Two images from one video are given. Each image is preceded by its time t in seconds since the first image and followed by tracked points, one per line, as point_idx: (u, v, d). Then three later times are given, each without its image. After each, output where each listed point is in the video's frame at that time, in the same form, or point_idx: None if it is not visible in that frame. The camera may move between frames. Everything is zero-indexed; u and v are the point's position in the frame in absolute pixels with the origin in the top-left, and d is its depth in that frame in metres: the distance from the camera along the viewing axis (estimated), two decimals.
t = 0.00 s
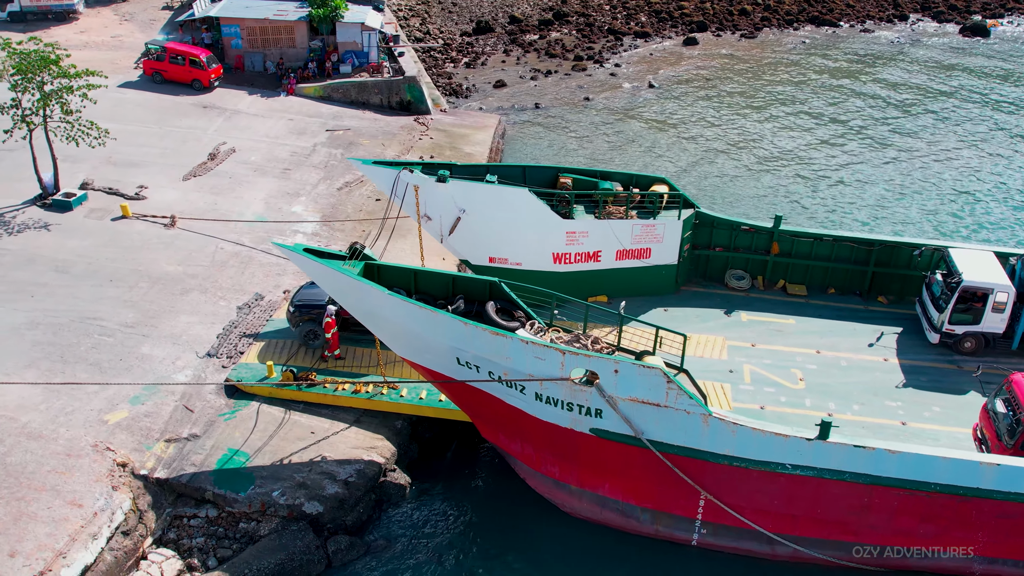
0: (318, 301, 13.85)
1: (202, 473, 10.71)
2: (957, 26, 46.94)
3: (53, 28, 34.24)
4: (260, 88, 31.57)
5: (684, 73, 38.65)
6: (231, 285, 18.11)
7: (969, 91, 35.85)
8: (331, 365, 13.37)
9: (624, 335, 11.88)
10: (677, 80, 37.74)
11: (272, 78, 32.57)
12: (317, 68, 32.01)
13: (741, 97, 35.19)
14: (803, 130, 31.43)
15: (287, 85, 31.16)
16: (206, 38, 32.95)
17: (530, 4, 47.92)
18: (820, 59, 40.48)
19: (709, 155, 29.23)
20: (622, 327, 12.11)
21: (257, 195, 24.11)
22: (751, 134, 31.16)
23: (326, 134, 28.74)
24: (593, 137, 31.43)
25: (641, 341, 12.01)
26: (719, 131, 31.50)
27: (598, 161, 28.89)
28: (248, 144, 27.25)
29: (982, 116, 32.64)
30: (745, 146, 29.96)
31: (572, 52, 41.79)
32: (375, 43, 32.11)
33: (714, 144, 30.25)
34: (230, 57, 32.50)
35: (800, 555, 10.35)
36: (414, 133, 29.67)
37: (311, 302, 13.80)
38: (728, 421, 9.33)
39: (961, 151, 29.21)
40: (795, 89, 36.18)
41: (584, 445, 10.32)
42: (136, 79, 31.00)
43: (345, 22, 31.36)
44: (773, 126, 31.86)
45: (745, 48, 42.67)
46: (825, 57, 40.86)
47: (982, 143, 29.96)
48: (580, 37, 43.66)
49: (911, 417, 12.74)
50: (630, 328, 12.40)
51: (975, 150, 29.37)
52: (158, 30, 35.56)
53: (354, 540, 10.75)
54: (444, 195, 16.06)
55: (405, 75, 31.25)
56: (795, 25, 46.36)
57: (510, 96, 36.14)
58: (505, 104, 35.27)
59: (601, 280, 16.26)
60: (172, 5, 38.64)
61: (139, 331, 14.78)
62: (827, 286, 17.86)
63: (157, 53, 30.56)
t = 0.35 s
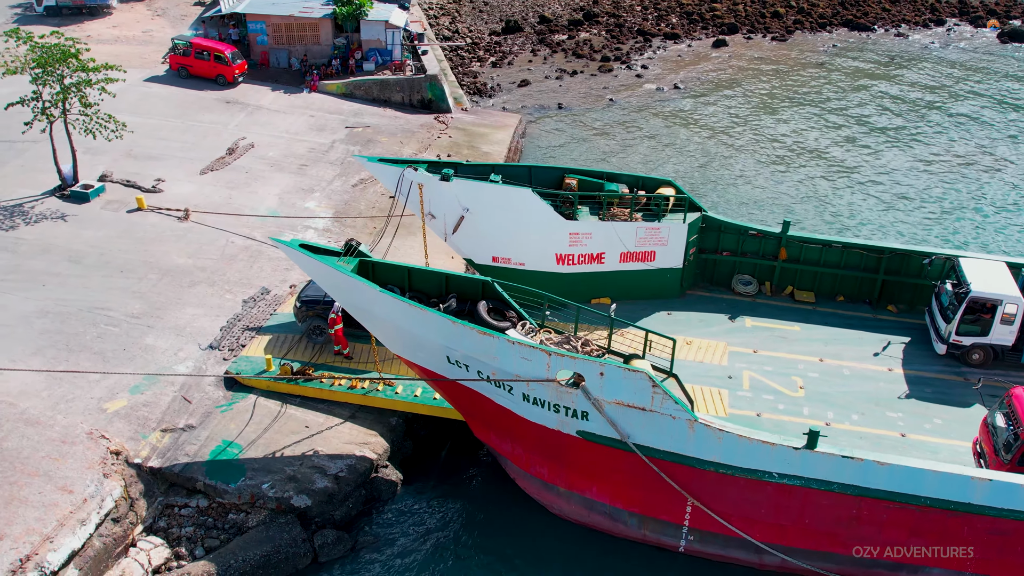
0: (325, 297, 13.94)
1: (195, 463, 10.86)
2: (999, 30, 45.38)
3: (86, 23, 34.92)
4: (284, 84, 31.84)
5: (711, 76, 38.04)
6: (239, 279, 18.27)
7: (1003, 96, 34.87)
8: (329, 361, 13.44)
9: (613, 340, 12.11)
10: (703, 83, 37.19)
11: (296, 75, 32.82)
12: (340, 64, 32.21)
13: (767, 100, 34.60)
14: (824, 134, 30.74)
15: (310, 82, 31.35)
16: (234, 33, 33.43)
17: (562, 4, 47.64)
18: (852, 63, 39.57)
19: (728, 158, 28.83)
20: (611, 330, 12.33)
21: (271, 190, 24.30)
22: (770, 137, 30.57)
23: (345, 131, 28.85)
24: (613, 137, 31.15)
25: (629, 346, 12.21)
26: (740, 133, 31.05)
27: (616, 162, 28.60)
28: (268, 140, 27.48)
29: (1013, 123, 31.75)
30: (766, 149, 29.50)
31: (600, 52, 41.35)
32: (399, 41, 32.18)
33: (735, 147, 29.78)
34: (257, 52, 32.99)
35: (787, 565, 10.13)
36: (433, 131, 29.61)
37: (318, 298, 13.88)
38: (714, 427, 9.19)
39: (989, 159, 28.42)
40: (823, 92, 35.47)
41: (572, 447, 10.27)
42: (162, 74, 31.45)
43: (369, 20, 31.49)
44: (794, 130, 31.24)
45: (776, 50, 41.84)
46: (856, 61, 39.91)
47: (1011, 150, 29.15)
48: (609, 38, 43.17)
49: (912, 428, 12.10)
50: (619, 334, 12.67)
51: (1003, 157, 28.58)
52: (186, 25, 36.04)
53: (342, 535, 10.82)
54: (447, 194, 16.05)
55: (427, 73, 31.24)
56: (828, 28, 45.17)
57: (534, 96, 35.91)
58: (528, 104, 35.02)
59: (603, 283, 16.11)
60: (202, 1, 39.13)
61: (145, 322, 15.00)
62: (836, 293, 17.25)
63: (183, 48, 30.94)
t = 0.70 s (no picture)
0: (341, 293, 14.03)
1: (193, 453, 11.03)
2: None
3: (122, 16, 35.64)
4: (312, 80, 32.15)
5: (743, 78, 37.44)
6: (252, 272, 18.44)
7: None
8: (333, 355, 13.53)
9: (610, 341, 12.05)
10: (734, 85, 36.62)
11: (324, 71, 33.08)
12: (368, 61, 32.44)
13: (798, 103, 33.98)
14: (852, 138, 30.00)
15: (337, 78, 31.61)
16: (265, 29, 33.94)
17: (597, 5, 47.43)
18: (888, 67, 38.64)
19: (753, 159, 28.36)
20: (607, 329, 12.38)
21: (291, 184, 24.50)
22: (796, 140, 29.97)
23: (369, 127, 28.97)
24: (638, 137, 30.83)
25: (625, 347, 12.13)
26: (767, 135, 30.54)
27: (638, 163, 28.32)
28: (292, 135, 27.73)
29: None
30: (792, 151, 28.96)
31: (632, 53, 40.98)
32: (426, 39, 32.29)
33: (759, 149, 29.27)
34: (286, 49, 33.17)
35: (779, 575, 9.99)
36: (456, 129, 29.57)
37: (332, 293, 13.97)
38: (703, 433, 9.10)
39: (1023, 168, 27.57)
40: (855, 95, 34.69)
41: (564, 448, 10.25)
42: (191, 67, 31.92)
43: (397, 18, 31.60)
44: (822, 134, 30.56)
45: (811, 53, 40.99)
46: (893, 64, 38.96)
47: None
48: (642, 39, 42.78)
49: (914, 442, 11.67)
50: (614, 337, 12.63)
51: None
52: (219, 21, 36.55)
53: (334, 528, 10.88)
54: (455, 192, 16.03)
55: (453, 71, 31.30)
56: (866, 32, 44.06)
57: (561, 95, 35.71)
58: (555, 103, 34.79)
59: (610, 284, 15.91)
60: None
61: (156, 313, 15.24)
62: (849, 301, 16.39)
63: (213, 43, 31.37)
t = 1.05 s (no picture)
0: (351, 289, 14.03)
1: (192, 443, 11.19)
2: None
3: (156, 12, 36.27)
4: (338, 77, 32.36)
5: (772, 80, 36.77)
6: (264, 266, 18.57)
7: None
8: (336, 351, 13.59)
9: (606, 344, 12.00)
10: (763, 87, 36.00)
11: (350, 68, 33.31)
12: (394, 59, 32.51)
13: (827, 106, 33.31)
14: (880, 142, 29.39)
15: (362, 76, 31.81)
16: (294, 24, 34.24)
17: (630, 6, 47.19)
18: (924, 71, 37.68)
19: (776, 162, 27.83)
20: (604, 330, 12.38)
21: (309, 180, 24.60)
22: (821, 145, 29.30)
23: (390, 125, 28.95)
24: (662, 138, 30.47)
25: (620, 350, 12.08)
26: (792, 138, 30.02)
27: (660, 164, 27.98)
28: (314, 131, 27.89)
29: None
30: (818, 155, 28.40)
31: (662, 54, 40.55)
32: (453, 38, 32.26)
33: (784, 152, 28.73)
34: (313, 45, 33.50)
35: None
36: (477, 128, 29.44)
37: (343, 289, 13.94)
38: (694, 439, 9.01)
39: None
40: (887, 99, 33.91)
41: (556, 450, 10.24)
42: (219, 63, 32.33)
43: (423, 16, 31.69)
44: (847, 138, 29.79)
45: (846, 56, 40.10)
46: (929, 69, 38.00)
47: None
48: (673, 40, 42.37)
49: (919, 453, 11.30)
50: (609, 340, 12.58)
51: None
52: (250, 18, 37.01)
53: (328, 522, 10.94)
54: (464, 190, 15.90)
55: (476, 70, 31.14)
56: (902, 36, 43.01)
57: (587, 95, 35.43)
58: (580, 104, 34.47)
59: (617, 287, 15.51)
60: None
61: (166, 304, 15.45)
62: (862, 309, 15.43)
63: (241, 39, 31.75)
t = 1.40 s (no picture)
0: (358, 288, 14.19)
1: (193, 434, 11.34)
2: None
3: (188, 7, 36.79)
4: (362, 74, 32.43)
5: (802, 84, 35.98)
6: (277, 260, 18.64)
7: None
8: (340, 347, 13.68)
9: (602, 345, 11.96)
10: (793, 90, 35.23)
11: (376, 66, 33.41)
12: (418, 57, 32.52)
13: (857, 109, 32.55)
14: (909, 147, 28.67)
15: (387, 73, 31.80)
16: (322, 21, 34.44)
17: (662, 7, 46.78)
18: (960, 76, 36.66)
19: (801, 166, 27.23)
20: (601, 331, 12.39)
21: (326, 176, 24.59)
22: (847, 149, 28.63)
23: (411, 123, 28.81)
24: (685, 139, 30.01)
25: (617, 351, 11.92)
26: (819, 141, 29.42)
27: (681, 165, 27.59)
28: (335, 127, 27.92)
29: None
30: (844, 159, 27.76)
31: (690, 55, 39.91)
32: (478, 36, 32.28)
33: (810, 156, 28.15)
34: (340, 43, 33.78)
35: None
36: (499, 127, 29.16)
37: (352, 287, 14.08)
38: (685, 444, 8.96)
39: None
40: (920, 104, 33.07)
41: (550, 451, 10.24)
42: (245, 58, 32.60)
43: (448, 15, 31.73)
44: (872, 143, 29.01)
45: (879, 60, 39.12)
46: (965, 74, 36.97)
47: None
48: (703, 41, 41.75)
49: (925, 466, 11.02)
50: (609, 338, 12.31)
51: None
52: (278, 15, 37.29)
53: (323, 516, 11.02)
54: (472, 189, 15.53)
55: (500, 69, 30.78)
56: (938, 40, 41.97)
57: (612, 96, 34.94)
58: (605, 104, 33.96)
59: (625, 289, 14.92)
60: None
61: (177, 296, 15.63)
62: (873, 317, 14.62)
63: (268, 35, 31.99)
